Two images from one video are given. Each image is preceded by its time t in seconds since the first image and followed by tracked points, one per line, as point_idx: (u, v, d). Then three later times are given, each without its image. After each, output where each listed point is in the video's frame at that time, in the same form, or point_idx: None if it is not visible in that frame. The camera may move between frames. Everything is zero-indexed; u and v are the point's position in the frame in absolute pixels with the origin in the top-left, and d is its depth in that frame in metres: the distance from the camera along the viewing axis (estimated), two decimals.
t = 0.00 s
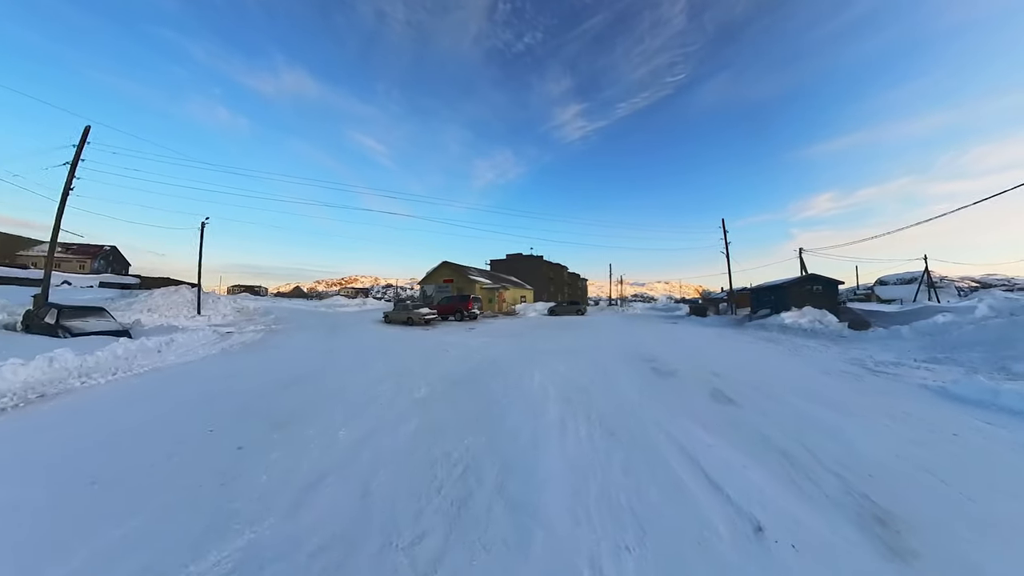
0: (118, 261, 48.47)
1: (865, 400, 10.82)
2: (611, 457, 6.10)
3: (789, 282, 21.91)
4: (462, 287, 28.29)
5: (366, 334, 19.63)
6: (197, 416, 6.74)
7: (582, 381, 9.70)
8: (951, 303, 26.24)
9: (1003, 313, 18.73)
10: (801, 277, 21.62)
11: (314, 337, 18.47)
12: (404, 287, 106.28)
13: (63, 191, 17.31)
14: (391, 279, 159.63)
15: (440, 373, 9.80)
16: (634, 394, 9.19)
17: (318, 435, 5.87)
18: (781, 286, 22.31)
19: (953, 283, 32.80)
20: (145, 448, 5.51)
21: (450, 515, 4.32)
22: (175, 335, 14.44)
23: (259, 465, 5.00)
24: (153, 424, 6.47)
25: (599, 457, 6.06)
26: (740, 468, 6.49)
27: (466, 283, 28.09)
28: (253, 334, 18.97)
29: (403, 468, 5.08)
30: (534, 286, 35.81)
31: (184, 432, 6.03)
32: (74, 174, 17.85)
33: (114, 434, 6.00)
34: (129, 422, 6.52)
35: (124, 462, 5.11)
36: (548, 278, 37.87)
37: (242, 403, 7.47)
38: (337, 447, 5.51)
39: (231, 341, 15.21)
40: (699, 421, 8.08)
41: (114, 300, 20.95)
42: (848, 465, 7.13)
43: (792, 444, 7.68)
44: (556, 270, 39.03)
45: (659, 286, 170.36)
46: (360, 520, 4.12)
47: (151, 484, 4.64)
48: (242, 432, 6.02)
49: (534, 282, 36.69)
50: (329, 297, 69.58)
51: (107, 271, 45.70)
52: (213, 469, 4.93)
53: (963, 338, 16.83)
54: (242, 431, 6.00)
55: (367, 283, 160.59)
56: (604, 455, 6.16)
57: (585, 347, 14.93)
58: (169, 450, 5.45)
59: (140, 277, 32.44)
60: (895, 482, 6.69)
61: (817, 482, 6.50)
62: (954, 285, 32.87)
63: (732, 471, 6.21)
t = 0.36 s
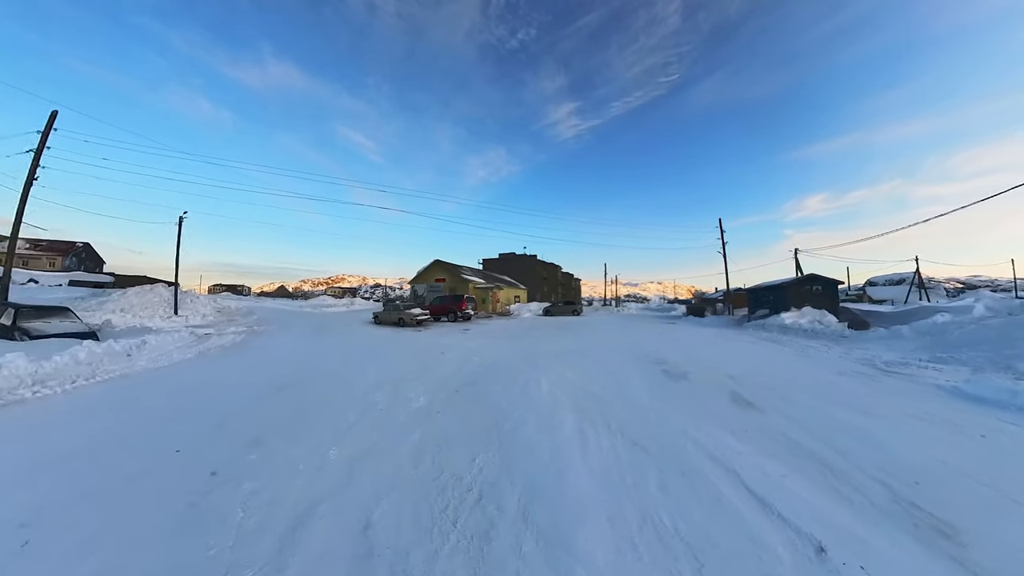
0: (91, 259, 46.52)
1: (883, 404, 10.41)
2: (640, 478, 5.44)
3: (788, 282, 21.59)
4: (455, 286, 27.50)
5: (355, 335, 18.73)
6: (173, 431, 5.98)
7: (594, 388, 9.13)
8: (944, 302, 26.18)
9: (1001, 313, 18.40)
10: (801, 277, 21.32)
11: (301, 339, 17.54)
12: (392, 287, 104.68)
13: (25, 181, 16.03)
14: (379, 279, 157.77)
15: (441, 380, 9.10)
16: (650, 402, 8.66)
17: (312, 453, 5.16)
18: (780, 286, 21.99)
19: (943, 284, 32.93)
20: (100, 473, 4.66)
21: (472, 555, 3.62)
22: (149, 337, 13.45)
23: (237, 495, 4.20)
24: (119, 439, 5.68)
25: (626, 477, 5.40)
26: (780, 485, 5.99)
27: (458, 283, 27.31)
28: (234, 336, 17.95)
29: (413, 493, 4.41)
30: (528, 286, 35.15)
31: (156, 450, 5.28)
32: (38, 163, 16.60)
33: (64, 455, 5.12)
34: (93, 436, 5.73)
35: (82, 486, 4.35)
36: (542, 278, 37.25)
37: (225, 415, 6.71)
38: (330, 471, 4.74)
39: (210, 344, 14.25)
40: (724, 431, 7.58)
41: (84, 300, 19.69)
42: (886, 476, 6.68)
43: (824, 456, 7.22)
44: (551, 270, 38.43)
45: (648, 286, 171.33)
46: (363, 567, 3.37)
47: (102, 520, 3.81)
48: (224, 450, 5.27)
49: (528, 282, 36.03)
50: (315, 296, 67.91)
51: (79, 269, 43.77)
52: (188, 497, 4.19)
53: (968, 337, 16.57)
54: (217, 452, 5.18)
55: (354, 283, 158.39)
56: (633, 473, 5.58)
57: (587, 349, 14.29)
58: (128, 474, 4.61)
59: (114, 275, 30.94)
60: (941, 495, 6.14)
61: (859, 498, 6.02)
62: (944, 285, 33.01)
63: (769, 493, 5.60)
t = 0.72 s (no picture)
0: (67, 258, 44.84)
1: (900, 407, 10.03)
2: (672, 497, 4.90)
3: (788, 282, 21.32)
4: (448, 286, 26.80)
5: (346, 337, 17.93)
6: (145, 448, 5.31)
7: (604, 394, 8.60)
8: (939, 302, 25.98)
9: (1000, 313, 18.08)
10: (800, 278, 21.05)
11: (288, 341, 16.73)
12: (382, 287, 103.32)
13: None
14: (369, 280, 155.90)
15: (441, 384, 8.49)
16: (664, 409, 8.16)
17: (304, 473, 4.54)
18: (780, 286, 21.69)
19: (936, 284, 32.90)
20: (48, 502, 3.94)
21: None
22: (125, 340, 12.60)
23: (214, 531, 3.54)
24: (81, 460, 4.99)
25: (657, 495, 4.87)
26: (816, 502, 5.53)
27: (452, 282, 26.61)
28: (216, 338, 17.07)
29: (424, 521, 3.83)
30: (524, 287, 34.56)
31: (123, 472, 4.62)
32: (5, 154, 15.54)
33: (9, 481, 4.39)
34: (52, 455, 5.05)
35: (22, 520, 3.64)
36: (537, 278, 36.69)
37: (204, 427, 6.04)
38: (325, 497, 4.10)
39: (190, 346, 13.41)
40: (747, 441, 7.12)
41: (56, 300, 18.61)
42: (922, 485, 6.26)
43: (854, 466, 6.80)
44: (546, 270, 37.90)
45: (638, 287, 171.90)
46: None
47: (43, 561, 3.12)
48: (202, 470, 4.63)
49: (523, 282, 35.45)
50: (302, 296, 66.51)
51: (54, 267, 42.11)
52: (158, 531, 3.57)
53: (971, 335, 16.37)
54: (191, 475, 4.49)
55: (343, 284, 156.31)
56: (663, 490, 5.04)
57: (590, 350, 13.73)
58: (82, 505, 3.91)
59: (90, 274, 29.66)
60: (988, 507, 5.66)
61: (901, 509, 5.56)
62: (937, 285, 32.97)
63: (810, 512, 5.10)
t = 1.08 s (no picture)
0: (43, 256, 43.14)
1: (924, 412, 9.60)
2: (718, 536, 4.42)
3: (790, 282, 20.97)
4: (443, 286, 26.04)
5: (338, 339, 17.14)
6: (110, 475, 4.62)
7: (620, 401, 8.04)
8: (938, 301, 25.88)
9: (1004, 312, 17.88)
10: (804, 277, 20.71)
11: (276, 344, 15.88)
12: (372, 287, 101.93)
13: None
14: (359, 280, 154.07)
15: (445, 391, 7.86)
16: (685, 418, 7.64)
17: (299, 505, 3.92)
18: (782, 286, 21.33)
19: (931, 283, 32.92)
20: None
21: None
22: (99, 343, 11.74)
23: None
24: (34, 488, 4.29)
25: (701, 535, 4.37)
26: (867, 526, 5.03)
27: (447, 282, 25.86)
28: (199, 340, 16.18)
29: (446, 568, 3.25)
30: (519, 286, 33.90)
31: (82, 508, 3.94)
32: None
33: None
34: None
35: None
36: (533, 277, 36.06)
37: (182, 447, 5.36)
38: (326, 536, 3.51)
39: (171, 350, 12.57)
40: (778, 460, 6.63)
41: (27, 300, 17.53)
42: (971, 501, 5.80)
43: (892, 479, 6.36)
44: (542, 270, 37.26)
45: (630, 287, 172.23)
46: None
47: None
48: (177, 506, 3.98)
49: (519, 282, 34.80)
50: (291, 296, 65.09)
51: (29, 266, 40.41)
52: None
53: (979, 334, 16.07)
54: (165, 512, 3.84)
55: (332, 283, 154.25)
56: (712, 518, 4.73)
57: (596, 352, 13.17)
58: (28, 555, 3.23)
59: (67, 274, 28.36)
60: None
61: (958, 528, 5.11)
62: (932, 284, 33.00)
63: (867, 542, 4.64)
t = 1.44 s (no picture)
0: (21, 254, 41.62)
1: (949, 419, 9.20)
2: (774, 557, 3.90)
3: (795, 281, 20.61)
4: (439, 286, 25.38)
5: (331, 341, 16.42)
6: (69, 504, 3.96)
7: (638, 408, 7.50)
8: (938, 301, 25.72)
9: (1011, 312, 17.65)
10: (808, 277, 20.36)
11: (264, 346, 15.13)
12: (364, 287, 100.65)
13: None
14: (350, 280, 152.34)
15: (451, 397, 7.26)
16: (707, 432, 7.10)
17: (296, 542, 3.32)
18: (786, 286, 20.97)
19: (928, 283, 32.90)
20: None
21: None
22: (74, 345, 10.95)
23: None
24: None
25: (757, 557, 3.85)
26: (930, 556, 4.52)
27: (443, 282, 25.20)
28: (184, 342, 15.40)
29: None
30: (516, 286, 33.30)
31: (29, 548, 3.28)
32: None
33: None
34: None
35: None
36: (530, 277, 35.48)
37: (156, 466, 4.69)
38: None
39: (152, 352, 11.81)
40: (813, 480, 6.12)
41: None
42: None
43: (936, 497, 5.89)
44: (539, 270, 36.70)
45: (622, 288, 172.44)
46: None
47: None
48: (148, 543, 3.35)
49: (515, 282, 34.20)
50: (281, 296, 63.66)
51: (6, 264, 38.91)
52: None
53: (987, 332, 15.83)
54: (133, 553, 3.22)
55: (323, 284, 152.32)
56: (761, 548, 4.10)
57: (602, 354, 12.63)
58: None
59: (45, 272, 27.19)
60: None
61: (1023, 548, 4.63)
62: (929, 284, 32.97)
63: None
